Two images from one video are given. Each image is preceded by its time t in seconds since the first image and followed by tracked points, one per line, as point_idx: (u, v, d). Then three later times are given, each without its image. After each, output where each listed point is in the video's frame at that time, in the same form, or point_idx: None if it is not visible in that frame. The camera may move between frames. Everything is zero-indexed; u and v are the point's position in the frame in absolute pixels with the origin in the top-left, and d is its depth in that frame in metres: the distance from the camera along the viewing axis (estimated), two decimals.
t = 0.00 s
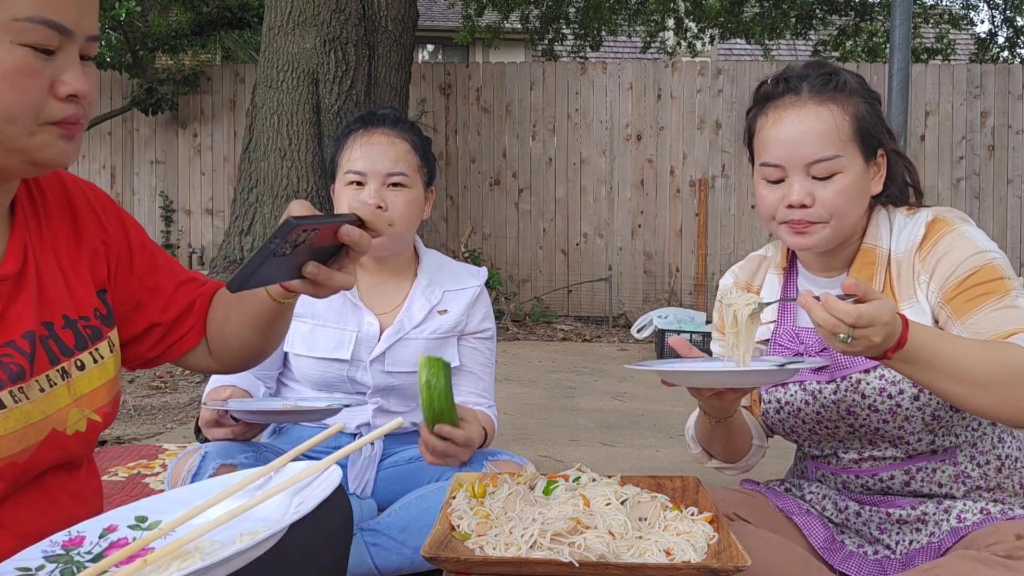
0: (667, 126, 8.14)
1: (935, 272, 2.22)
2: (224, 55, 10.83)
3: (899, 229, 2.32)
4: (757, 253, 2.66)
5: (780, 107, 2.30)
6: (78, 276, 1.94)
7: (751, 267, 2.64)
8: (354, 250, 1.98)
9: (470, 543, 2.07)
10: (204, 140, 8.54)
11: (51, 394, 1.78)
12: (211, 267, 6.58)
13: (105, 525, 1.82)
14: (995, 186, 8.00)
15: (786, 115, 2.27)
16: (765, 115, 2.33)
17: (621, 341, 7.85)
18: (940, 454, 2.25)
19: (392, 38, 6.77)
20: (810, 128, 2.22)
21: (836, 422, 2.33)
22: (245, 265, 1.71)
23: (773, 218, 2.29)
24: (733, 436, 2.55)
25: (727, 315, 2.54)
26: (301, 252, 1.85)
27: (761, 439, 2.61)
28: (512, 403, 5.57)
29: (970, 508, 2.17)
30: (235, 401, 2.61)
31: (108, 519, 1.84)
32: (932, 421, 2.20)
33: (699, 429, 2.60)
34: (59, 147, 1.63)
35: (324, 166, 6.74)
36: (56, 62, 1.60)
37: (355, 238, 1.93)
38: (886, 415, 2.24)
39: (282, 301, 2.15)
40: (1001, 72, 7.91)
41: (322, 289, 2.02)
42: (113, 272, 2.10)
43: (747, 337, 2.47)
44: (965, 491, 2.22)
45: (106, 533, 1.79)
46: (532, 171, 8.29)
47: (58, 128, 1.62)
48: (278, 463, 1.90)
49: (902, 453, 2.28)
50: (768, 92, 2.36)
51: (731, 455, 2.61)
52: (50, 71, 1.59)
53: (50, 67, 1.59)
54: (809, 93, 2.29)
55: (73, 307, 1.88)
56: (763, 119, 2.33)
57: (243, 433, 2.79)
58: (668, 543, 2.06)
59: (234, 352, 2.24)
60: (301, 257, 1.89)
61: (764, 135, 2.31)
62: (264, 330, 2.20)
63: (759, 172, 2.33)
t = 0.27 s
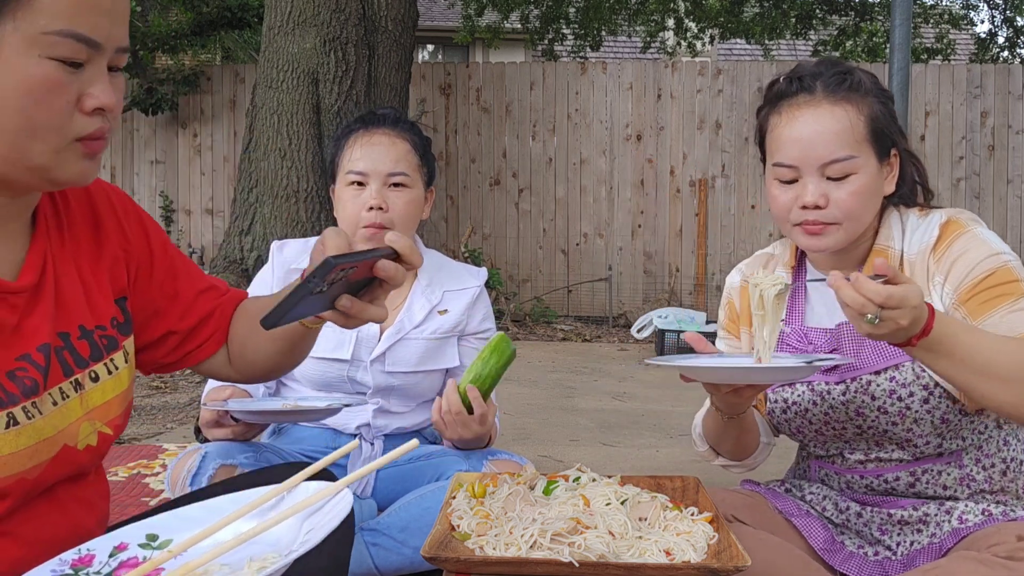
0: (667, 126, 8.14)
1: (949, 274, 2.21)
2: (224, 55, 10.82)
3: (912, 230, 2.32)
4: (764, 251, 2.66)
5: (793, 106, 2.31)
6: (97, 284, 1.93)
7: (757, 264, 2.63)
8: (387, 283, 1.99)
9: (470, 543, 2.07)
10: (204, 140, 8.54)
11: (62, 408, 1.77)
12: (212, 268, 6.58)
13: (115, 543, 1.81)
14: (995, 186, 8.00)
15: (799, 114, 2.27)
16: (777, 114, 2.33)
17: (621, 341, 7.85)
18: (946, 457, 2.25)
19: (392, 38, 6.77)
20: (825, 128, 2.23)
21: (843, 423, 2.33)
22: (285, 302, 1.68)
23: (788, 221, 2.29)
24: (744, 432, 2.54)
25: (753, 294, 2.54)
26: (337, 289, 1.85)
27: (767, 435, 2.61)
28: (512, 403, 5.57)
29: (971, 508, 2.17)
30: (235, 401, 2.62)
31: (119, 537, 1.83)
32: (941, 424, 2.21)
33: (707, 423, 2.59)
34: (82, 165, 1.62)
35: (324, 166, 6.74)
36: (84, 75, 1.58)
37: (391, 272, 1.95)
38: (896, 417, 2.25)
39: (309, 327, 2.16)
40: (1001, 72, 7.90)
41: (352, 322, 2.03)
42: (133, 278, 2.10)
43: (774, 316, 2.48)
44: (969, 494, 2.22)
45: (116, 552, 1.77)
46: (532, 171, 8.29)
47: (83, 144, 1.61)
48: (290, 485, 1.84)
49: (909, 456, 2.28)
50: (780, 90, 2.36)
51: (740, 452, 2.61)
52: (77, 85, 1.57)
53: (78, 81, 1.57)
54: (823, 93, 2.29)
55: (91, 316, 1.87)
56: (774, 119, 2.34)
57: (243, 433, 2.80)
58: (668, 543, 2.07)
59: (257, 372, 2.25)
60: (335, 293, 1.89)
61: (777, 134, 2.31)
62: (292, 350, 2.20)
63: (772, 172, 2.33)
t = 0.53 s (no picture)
0: (667, 125, 8.13)
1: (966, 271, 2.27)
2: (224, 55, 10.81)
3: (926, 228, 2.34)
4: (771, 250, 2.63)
5: (814, 96, 2.34)
6: (113, 294, 1.91)
7: (766, 262, 2.61)
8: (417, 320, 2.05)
9: (470, 543, 2.07)
10: (203, 140, 8.53)
11: (72, 421, 1.75)
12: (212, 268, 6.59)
13: (122, 554, 1.75)
14: (995, 186, 8.00)
15: (822, 104, 2.30)
16: (799, 103, 2.36)
17: (621, 341, 7.85)
18: (953, 461, 2.24)
19: (392, 38, 6.76)
20: (849, 116, 2.25)
21: (852, 424, 2.32)
22: (318, 341, 1.72)
23: (806, 209, 2.30)
24: (763, 422, 2.45)
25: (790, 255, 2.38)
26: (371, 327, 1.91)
27: (782, 427, 2.55)
28: (512, 402, 5.57)
29: (973, 510, 2.17)
30: (235, 401, 2.62)
31: (126, 548, 1.77)
32: (952, 426, 2.22)
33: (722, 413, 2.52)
34: (103, 181, 1.60)
35: (324, 166, 6.73)
36: (108, 89, 1.56)
37: (423, 310, 2.01)
38: (906, 419, 2.25)
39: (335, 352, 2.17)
40: (1001, 72, 7.89)
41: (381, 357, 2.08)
42: (151, 285, 2.09)
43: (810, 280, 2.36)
44: (974, 498, 2.22)
45: (123, 564, 1.72)
46: (532, 171, 8.28)
47: (106, 160, 1.58)
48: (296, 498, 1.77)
49: (915, 458, 2.26)
50: (800, 82, 2.39)
51: (756, 443, 2.52)
52: (101, 100, 1.55)
53: (102, 95, 1.55)
54: (845, 84, 2.32)
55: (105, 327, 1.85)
56: (794, 109, 2.37)
57: (243, 433, 2.79)
58: (668, 543, 2.06)
59: (269, 384, 2.23)
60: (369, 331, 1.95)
61: (798, 122, 2.34)
62: (313, 377, 2.22)
63: (789, 159, 2.34)
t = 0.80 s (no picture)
0: (667, 125, 8.13)
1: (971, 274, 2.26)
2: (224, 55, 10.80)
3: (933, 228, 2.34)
4: (775, 247, 2.64)
5: (825, 93, 2.33)
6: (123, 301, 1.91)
7: (768, 260, 2.62)
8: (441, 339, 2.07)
9: (470, 543, 2.07)
10: (203, 140, 8.53)
11: (79, 432, 1.74)
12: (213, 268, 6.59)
13: None
14: (995, 186, 8.00)
15: (831, 101, 2.30)
16: (808, 100, 2.36)
17: (621, 341, 7.85)
18: (953, 463, 2.23)
19: (392, 38, 6.75)
20: (861, 113, 2.26)
21: (853, 424, 2.33)
22: (341, 364, 1.77)
23: (813, 206, 2.30)
24: (767, 414, 2.42)
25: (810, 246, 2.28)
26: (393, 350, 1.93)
27: (784, 425, 2.52)
28: (512, 402, 5.57)
29: (972, 510, 2.17)
30: (236, 402, 2.64)
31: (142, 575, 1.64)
32: (953, 429, 2.23)
33: (726, 405, 2.49)
34: (117, 192, 1.59)
35: (324, 166, 6.73)
36: (123, 99, 1.56)
37: (449, 332, 2.03)
38: (906, 421, 2.25)
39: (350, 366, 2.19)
40: (1001, 72, 7.89)
41: (403, 376, 2.12)
42: (163, 291, 2.10)
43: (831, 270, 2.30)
44: (974, 501, 2.22)
45: None
46: (532, 171, 8.28)
47: (117, 171, 1.58)
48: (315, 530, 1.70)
49: (915, 460, 2.26)
50: (809, 80, 2.39)
51: (760, 436, 2.49)
52: (115, 110, 1.55)
53: (116, 105, 1.55)
54: (855, 81, 2.32)
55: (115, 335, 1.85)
56: (803, 106, 2.36)
57: (243, 433, 2.79)
58: (668, 543, 2.06)
59: (288, 396, 2.25)
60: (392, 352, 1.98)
61: (808, 119, 2.33)
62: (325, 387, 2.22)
63: (798, 157, 2.34)
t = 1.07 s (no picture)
0: (667, 125, 8.13)
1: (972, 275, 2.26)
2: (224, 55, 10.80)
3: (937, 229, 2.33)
4: (778, 247, 2.65)
5: (827, 94, 2.34)
6: (128, 305, 1.91)
7: (771, 259, 2.62)
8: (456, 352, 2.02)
9: (470, 543, 2.07)
10: (203, 140, 8.53)
11: (82, 439, 1.74)
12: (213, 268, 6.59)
13: None
14: (995, 186, 8.00)
15: (833, 102, 2.30)
16: (810, 100, 2.36)
17: (621, 341, 7.85)
18: (954, 463, 2.24)
19: (392, 38, 6.75)
20: (863, 114, 2.26)
21: (853, 424, 2.33)
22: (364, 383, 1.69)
23: (817, 207, 2.30)
24: (768, 412, 2.42)
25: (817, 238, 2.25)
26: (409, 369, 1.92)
27: (785, 424, 2.52)
28: (512, 402, 5.58)
29: (972, 510, 2.17)
30: (236, 402, 2.63)
31: None
32: (953, 430, 2.23)
33: (727, 404, 2.49)
34: (123, 200, 1.60)
35: (325, 166, 6.73)
36: (131, 107, 1.56)
37: (467, 348, 2.02)
38: (906, 421, 2.25)
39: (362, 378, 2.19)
40: (1001, 72, 7.88)
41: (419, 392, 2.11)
42: (169, 294, 2.10)
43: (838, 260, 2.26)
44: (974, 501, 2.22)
45: None
46: (532, 171, 8.28)
47: (123, 179, 1.58)
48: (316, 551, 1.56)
49: (915, 461, 2.26)
50: (812, 80, 2.39)
51: (760, 435, 2.49)
52: (123, 118, 1.55)
53: (124, 113, 1.55)
54: (857, 82, 2.32)
55: (120, 339, 1.85)
56: (805, 108, 2.37)
57: (243, 433, 2.80)
58: (668, 543, 2.06)
59: (298, 400, 2.27)
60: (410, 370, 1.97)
61: (810, 121, 2.33)
62: (331, 395, 2.24)
63: (801, 160, 2.34)
